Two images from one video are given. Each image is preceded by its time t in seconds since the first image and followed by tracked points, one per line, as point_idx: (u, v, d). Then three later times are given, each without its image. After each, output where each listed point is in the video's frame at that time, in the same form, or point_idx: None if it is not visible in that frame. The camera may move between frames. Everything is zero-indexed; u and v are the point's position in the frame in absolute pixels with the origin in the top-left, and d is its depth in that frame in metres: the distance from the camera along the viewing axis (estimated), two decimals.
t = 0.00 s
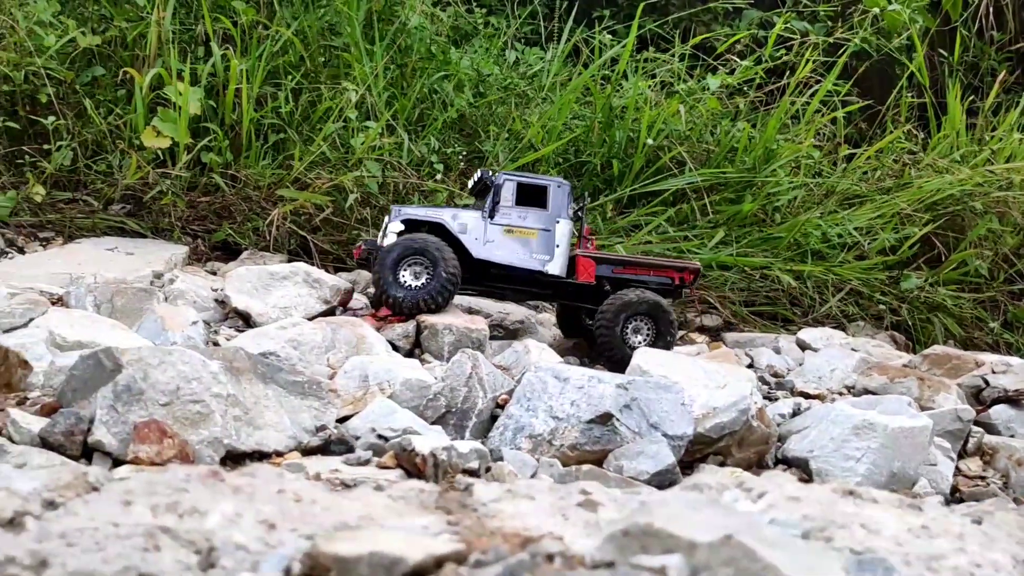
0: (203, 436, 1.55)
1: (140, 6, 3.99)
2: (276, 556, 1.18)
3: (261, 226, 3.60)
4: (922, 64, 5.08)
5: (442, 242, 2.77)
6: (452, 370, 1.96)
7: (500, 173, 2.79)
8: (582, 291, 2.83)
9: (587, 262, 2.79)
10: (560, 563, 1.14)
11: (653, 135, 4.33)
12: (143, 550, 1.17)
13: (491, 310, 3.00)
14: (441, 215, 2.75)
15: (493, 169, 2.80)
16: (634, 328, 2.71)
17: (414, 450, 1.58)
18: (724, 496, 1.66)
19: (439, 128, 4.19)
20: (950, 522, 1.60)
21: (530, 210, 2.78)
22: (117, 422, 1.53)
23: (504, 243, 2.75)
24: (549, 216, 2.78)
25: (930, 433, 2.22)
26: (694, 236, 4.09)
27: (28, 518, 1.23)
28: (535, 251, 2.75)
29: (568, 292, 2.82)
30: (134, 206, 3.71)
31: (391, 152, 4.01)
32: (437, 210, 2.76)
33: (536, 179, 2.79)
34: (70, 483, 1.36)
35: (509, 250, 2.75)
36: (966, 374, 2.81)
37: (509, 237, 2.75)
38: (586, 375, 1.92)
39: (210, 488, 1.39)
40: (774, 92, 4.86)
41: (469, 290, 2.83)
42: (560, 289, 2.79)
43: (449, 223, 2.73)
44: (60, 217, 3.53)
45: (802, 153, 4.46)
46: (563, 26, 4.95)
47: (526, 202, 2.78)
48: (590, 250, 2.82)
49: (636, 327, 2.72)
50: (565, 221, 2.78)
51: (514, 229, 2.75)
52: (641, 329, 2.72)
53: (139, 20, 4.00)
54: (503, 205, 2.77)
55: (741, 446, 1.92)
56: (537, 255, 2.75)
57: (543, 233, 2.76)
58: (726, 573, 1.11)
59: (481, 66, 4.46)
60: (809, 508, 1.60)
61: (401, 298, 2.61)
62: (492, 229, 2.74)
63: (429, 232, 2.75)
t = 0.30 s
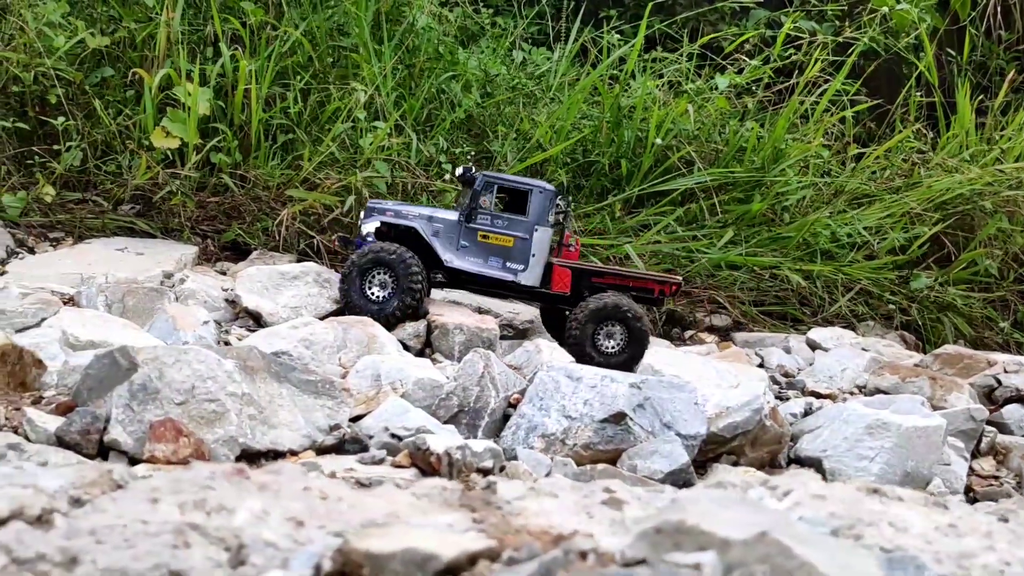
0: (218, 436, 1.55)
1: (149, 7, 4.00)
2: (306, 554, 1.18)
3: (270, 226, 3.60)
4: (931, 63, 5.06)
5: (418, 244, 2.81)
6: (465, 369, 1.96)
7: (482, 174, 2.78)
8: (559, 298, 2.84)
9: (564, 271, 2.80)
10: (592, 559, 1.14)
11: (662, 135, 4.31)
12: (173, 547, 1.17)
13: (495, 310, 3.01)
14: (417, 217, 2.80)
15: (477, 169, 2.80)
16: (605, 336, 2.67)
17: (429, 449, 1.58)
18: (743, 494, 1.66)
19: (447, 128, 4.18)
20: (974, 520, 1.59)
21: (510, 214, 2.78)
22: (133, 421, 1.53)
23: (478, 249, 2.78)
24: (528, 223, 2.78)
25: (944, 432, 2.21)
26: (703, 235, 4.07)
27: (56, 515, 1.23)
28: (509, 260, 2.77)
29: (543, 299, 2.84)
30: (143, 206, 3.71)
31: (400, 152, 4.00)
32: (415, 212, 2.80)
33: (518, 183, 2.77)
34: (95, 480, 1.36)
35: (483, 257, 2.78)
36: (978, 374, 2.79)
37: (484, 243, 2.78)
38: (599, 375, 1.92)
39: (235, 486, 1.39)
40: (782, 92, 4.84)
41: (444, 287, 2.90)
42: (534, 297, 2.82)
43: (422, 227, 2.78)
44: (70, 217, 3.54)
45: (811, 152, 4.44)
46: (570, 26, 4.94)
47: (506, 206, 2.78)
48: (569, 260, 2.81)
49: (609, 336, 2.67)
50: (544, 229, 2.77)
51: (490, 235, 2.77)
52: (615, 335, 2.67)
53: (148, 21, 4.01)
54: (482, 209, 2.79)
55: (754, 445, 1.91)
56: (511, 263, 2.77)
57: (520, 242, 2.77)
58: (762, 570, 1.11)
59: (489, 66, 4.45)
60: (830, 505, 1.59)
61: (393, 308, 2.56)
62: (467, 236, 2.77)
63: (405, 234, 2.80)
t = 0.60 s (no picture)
0: (235, 433, 1.56)
1: (159, 8, 4.01)
2: (333, 548, 1.19)
3: (280, 226, 3.61)
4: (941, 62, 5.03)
5: (395, 241, 2.82)
6: (477, 367, 1.98)
7: (467, 175, 2.76)
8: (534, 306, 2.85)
9: (539, 282, 2.80)
10: (620, 551, 1.14)
11: (672, 134, 4.30)
12: (202, 541, 1.18)
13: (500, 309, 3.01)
14: (396, 214, 2.80)
15: (463, 168, 2.77)
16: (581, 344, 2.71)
17: (444, 446, 1.58)
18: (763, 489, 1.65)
19: (456, 128, 4.18)
20: (996, 514, 1.58)
21: (491, 219, 2.77)
22: (150, 418, 1.54)
23: (454, 252, 2.78)
24: (508, 230, 2.77)
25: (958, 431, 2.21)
26: (713, 234, 4.05)
27: (83, 509, 1.25)
28: (483, 265, 2.77)
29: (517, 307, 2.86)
30: (155, 206, 3.72)
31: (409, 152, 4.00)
32: (395, 208, 2.79)
33: (503, 189, 2.75)
34: (120, 475, 1.37)
35: (458, 261, 2.78)
36: (991, 373, 2.78)
37: (461, 246, 2.78)
38: (612, 373, 1.92)
39: (260, 480, 1.40)
40: (792, 90, 4.82)
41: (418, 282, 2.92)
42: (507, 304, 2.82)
43: (400, 224, 2.78)
44: (82, 217, 3.55)
45: (821, 151, 4.43)
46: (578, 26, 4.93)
47: (487, 210, 2.77)
48: (547, 271, 2.82)
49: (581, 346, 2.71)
50: (523, 239, 2.75)
51: (468, 239, 2.76)
52: (584, 340, 2.70)
53: (158, 21, 4.02)
54: (463, 210, 2.78)
55: (768, 444, 1.91)
56: (485, 269, 2.78)
57: (497, 249, 2.77)
58: (794, 565, 1.07)
59: (497, 66, 4.44)
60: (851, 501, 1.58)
61: (378, 284, 2.65)
62: (444, 237, 2.77)
63: (384, 228, 2.81)
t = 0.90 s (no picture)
0: (242, 434, 1.56)
1: (165, 9, 4.01)
2: (345, 551, 1.19)
3: (287, 227, 3.61)
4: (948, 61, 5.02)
5: (372, 237, 2.81)
6: (484, 368, 1.98)
7: (447, 172, 2.74)
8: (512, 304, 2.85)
9: (516, 281, 2.78)
10: (633, 556, 1.14)
11: (678, 134, 4.28)
12: (214, 545, 1.18)
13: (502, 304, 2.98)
14: (373, 210, 2.78)
15: (443, 165, 2.75)
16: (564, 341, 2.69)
17: (451, 447, 1.58)
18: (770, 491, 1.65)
19: (462, 128, 4.18)
20: (1008, 517, 1.58)
21: (469, 217, 2.76)
22: (158, 420, 1.54)
23: (431, 249, 2.78)
24: (486, 229, 2.76)
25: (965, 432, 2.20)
26: (720, 234, 4.04)
27: (95, 512, 1.26)
28: (460, 263, 2.77)
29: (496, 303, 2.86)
30: (161, 207, 3.73)
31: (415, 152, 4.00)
32: (373, 204, 2.77)
33: (483, 187, 2.73)
34: (132, 478, 1.38)
35: (436, 259, 2.78)
36: (998, 374, 2.78)
37: (439, 244, 2.77)
38: (619, 374, 1.92)
39: (271, 483, 1.40)
40: (798, 90, 4.81)
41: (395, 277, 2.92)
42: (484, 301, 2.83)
43: (377, 221, 2.77)
44: (88, 219, 3.56)
45: (828, 150, 4.41)
46: (584, 25, 4.92)
47: (466, 208, 2.76)
48: (526, 270, 2.79)
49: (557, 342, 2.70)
50: (500, 238, 2.75)
51: (445, 237, 2.75)
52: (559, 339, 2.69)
53: (164, 23, 4.03)
54: (442, 208, 2.76)
55: (775, 445, 1.91)
56: (462, 268, 2.78)
57: (474, 248, 2.76)
58: (807, 570, 1.07)
59: (503, 66, 4.44)
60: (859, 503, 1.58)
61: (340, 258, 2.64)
62: (422, 235, 2.76)
63: (361, 225, 2.79)
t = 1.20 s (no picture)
0: (251, 434, 1.57)
1: (170, 9, 4.02)
2: (361, 550, 1.19)
3: (292, 227, 3.61)
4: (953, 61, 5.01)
5: (371, 231, 2.81)
6: (491, 368, 1.99)
7: (444, 165, 2.74)
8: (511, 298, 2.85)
9: (515, 273, 2.78)
10: (649, 555, 1.14)
11: (683, 134, 4.28)
12: (230, 543, 1.19)
13: (504, 301, 2.97)
14: (372, 204, 2.79)
15: (440, 159, 2.76)
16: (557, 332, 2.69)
17: (459, 447, 1.58)
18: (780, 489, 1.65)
19: (466, 129, 4.18)
20: (1020, 516, 1.58)
21: (468, 210, 2.77)
22: (167, 419, 1.55)
23: (429, 243, 2.78)
24: (484, 221, 2.76)
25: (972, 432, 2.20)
26: (725, 234, 4.04)
27: (110, 511, 1.26)
28: (459, 256, 2.77)
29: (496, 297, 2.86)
30: (167, 207, 3.73)
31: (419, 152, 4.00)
32: (371, 199, 2.78)
33: (480, 180, 2.73)
34: (146, 478, 1.38)
35: (435, 252, 2.78)
36: (1005, 374, 2.77)
37: (437, 237, 2.77)
38: (625, 374, 1.92)
39: (285, 482, 1.40)
40: (803, 90, 4.80)
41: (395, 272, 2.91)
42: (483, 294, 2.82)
43: (376, 215, 2.77)
44: (94, 219, 3.56)
45: (832, 150, 4.40)
46: (588, 25, 4.92)
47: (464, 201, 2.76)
48: (525, 262, 2.80)
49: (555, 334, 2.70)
50: (498, 230, 2.75)
51: (444, 230, 2.76)
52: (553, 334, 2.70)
53: (169, 23, 4.04)
54: (440, 201, 2.77)
55: (782, 445, 1.92)
56: (461, 260, 2.77)
57: (473, 240, 2.76)
58: (823, 569, 1.07)
59: (507, 66, 4.43)
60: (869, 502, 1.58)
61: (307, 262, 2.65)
62: (420, 228, 2.76)
63: (360, 219, 2.80)
